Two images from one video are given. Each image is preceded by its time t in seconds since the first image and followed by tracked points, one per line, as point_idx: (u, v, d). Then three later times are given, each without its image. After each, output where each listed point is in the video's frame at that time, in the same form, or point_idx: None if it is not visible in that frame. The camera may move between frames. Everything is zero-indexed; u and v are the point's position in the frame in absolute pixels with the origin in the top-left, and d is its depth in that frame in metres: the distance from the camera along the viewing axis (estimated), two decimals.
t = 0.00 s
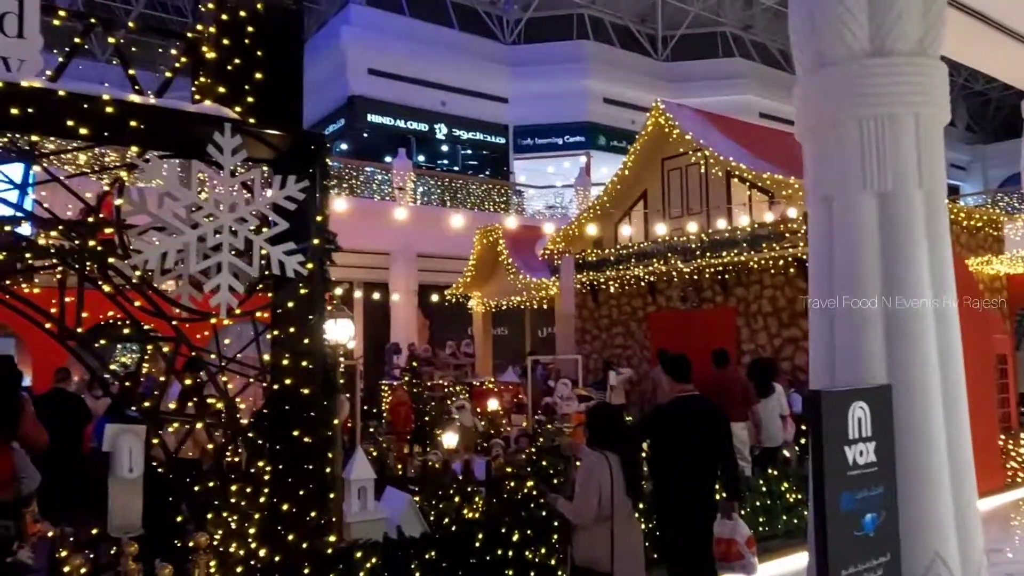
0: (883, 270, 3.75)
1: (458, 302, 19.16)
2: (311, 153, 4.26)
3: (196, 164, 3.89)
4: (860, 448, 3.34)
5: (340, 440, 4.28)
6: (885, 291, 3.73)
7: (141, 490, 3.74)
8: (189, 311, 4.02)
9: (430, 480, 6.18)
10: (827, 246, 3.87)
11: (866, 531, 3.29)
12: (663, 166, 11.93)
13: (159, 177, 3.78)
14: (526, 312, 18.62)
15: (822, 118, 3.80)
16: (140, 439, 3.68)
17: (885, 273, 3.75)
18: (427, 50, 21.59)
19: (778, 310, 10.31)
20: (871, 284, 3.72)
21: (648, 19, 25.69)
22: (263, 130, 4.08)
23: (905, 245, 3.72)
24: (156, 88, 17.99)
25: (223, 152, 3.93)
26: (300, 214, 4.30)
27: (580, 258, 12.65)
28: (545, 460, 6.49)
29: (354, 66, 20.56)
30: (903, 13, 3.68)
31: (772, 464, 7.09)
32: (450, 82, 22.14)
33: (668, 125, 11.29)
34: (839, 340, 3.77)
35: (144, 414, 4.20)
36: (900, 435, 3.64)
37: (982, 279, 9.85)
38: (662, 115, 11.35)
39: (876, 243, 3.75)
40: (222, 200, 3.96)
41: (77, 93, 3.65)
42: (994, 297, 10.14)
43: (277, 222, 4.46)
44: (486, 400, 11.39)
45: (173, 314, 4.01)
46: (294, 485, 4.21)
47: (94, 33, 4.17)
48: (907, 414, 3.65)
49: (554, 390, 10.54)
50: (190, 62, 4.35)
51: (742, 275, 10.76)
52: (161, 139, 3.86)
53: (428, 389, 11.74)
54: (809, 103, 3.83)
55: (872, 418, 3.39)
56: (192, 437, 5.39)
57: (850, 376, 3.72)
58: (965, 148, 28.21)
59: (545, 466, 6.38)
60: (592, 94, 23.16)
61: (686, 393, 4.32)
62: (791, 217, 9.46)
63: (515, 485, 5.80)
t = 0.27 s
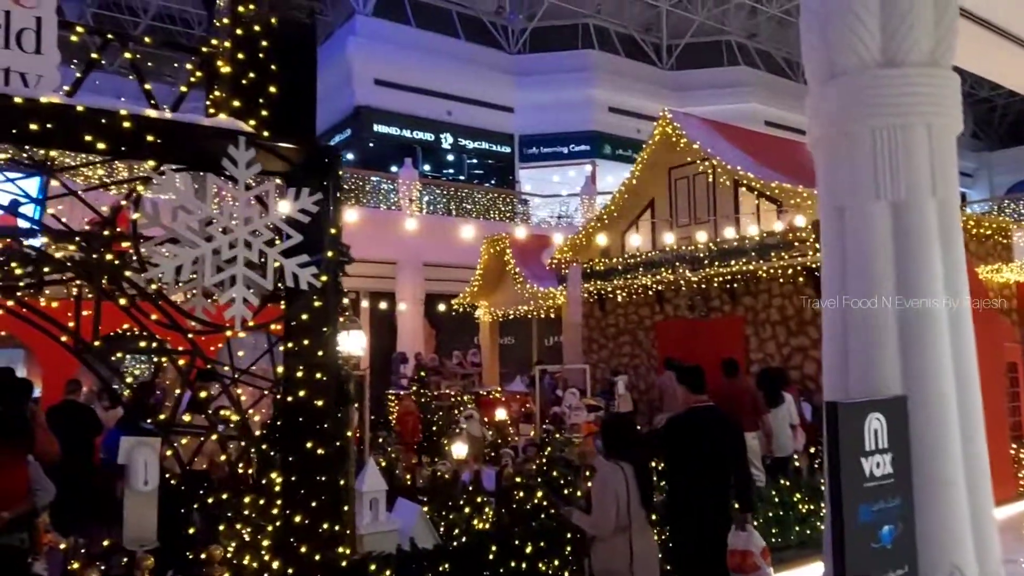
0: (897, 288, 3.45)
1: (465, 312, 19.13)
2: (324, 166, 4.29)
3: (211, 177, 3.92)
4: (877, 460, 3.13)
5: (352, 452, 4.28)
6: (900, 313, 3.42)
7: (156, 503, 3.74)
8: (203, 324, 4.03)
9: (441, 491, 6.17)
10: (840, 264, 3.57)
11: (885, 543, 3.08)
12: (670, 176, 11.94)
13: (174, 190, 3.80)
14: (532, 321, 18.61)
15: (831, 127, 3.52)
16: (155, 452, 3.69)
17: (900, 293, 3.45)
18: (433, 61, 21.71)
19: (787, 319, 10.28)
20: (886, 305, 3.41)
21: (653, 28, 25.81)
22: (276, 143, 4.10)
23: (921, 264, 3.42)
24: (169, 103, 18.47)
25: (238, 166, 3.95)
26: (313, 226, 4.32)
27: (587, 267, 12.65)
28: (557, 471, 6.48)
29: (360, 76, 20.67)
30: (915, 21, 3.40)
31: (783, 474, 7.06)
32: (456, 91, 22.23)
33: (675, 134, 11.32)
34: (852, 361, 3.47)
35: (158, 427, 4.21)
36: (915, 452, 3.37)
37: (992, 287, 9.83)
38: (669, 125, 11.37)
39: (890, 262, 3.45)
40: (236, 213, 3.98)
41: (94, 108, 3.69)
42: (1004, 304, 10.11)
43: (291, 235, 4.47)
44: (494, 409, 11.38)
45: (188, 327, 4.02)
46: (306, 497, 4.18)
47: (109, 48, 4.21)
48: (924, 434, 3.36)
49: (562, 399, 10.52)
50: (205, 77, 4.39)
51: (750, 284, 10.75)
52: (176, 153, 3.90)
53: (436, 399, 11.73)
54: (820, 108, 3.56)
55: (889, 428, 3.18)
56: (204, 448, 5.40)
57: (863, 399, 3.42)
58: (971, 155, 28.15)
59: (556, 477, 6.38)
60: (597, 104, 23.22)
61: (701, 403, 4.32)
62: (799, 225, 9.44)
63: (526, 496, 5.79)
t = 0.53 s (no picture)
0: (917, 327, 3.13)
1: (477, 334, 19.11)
2: (341, 194, 4.33)
3: (230, 207, 3.96)
4: (901, 483, 2.86)
5: (370, 479, 4.28)
6: (919, 349, 3.11)
7: (175, 531, 3.74)
8: (221, 352, 4.05)
9: (457, 517, 6.16)
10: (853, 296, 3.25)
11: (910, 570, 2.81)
12: (680, 197, 11.92)
13: (194, 220, 3.84)
14: (544, 343, 18.61)
15: (841, 150, 3.23)
16: (175, 480, 3.70)
17: (919, 327, 3.13)
18: (442, 86, 21.93)
19: (801, 338, 10.25)
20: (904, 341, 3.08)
21: (659, 51, 26.02)
22: (293, 172, 4.15)
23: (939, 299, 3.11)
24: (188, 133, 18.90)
25: (257, 195, 4.00)
26: (329, 254, 4.35)
27: (598, 289, 12.63)
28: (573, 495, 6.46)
29: (371, 102, 20.89)
30: (928, 42, 3.12)
31: (803, 496, 7.00)
32: (465, 116, 22.42)
33: (685, 155, 11.36)
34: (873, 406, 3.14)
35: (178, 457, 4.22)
36: (941, 481, 3.05)
37: (1007, 304, 9.79)
38: (679, 146, 11.42)
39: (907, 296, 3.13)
40: (253, 241, 4.01)
41: (115, 140, 3.73)
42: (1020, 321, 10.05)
43: (307, 262, 4.51)
44: (507, 433, 11.34)
45: (206, 354, 4.04)
46: (325, 525, 4.17)
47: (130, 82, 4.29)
48: (946, 469, 3.05)
49: (576, 422, 10.49)
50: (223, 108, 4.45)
51: (763, 303, 10.72)
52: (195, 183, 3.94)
53: (449, 422, 11.71)
54: (831, 133, 3.25)
55: (913, 450, 2.91)
56: (221, 476, 5.40)
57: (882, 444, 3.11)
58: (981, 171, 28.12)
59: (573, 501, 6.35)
60: (606, 125, 23.36)
61: (721, 426, 4.35)
62: (812, 244, 9.42)
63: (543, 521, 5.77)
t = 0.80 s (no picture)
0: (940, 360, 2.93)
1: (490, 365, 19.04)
2: (355, 229, 4.36)
3: (248, 244, 3.99)
4: (930, 514, 2.58)
5: (389, 515, 4.25)
6: (943, 386, 2.90)
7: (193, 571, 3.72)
8: (238, 388, 4.04)
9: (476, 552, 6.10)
10: (874, 331, 3.05)
11: None
12: (691, 224, 11.88)
13: (212, 258, 3.87)
14: (558, 373, 18.54)
15: (855, 178, 3.05)
16: (194, 520, 3.68)
17: (941, 361, 2.93)
18: (451, 119, 22.19)
19: (818, 364, 10.14)
20: (927, 377, 2.89)
21: (666, 80, 26.26)
22: (309, 209, 4.18)
23: (965, 334, 2.91)
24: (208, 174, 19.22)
25: (273, 232, 4.03)
26: (345, 290, 4.37)
27: (611, 318, 12.54)
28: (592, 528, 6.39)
29: (382, 137, 21.14)
30: (939, 67, 2.98)
31: (826, 526, 6.89)
32: (475, 148, 22.63)
33: (695, 183, 11.39)
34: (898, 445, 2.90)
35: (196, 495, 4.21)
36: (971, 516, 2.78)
37: None
38: (688, 174, 11.45)
39: (930, 332, 2.94)
40: (270, 278, 4.03)
41: (135, 181, 3.78)
42: None
43: (323, 298, 4.52)
44: (523, 464, 11.25)
45: (224, 392, 4.04)
46: (344, 563, 4.14)
47: (149, 123, 4.36)
48: (978, 510, 2.79)
49: (593, 452, 10.41)
50: (239, 147, 4.52)
51: (778, 329, 10.64)
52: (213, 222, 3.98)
53: (464, 454, 11.65)
54: (843, 160, 3.09)
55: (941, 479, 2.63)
56: (238, 514, 5.38)
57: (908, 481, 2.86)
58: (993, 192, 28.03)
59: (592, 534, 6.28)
60: (615, 154, 23.49)
61: (744, 456, 4.27)
62: (826, 269, 9.36)
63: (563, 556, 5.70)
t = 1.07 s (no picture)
0: (964, 384, 2.86)
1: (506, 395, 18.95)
2: (373, 263, 4.38)
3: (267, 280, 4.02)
4: (962, 545, 2.48)
5: (409, 550, 4.22)
6: (969, 412, 2.83)
7: None
8: (257, 424, 4.04)
9: None
10: (896, 363, 2.95)
11: None
12: (705, 250, 11.84)
13: (231, 295, 3.90)
14: (574, 401, 18.43)
15: (873, 203, 2.97)
16: (214, 557, 3.66)
17: (965, 386, 2.86)
18: (463, 150, 22.40)
19: (838, 390, 10.01)
20: (952, 403, 2.82)
21: (676, 106, 26.42)
22: (327, 244, 4.21)
23: (990, 363, 2.84)
24: (226, 210, 19.50)
25: (292, 268, 4.06)
26: (363, 323, 4.38)
27: (627, 345, 12.42)
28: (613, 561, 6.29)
29: (395, 169, 21.35)
30: (953, 89, 2.91)
31: (854, 555, 6.73)
32: (488, 178, 22.79)
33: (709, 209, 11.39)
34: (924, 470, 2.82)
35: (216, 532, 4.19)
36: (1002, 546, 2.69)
37: None
38: (702, 199, 11.45)
39: (955, 361, 2.85)
40: (289, 313, 4.05)
41: (155, 219, 3.82)
42: None
43: (341, 332, 4.53)
44: (542, 495, 11.12)
45: (243, 427, 4.04)
46: None
47: (169, 162, 4.43)
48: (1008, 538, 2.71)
49: (612, 481, 10.29)
50: (258, 184, 4.57)
51: (797, 354, 10.53)
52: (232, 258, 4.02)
53: (482, 485, 11.55)
54: (858, 182, 3.02)
55: (972, 506, 2.54)
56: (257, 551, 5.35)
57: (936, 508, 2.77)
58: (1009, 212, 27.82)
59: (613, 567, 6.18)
60: (626, 181, 23.55)
61: (770, 485, 4.17)
62: (844, 293, 9.27)
63: None
